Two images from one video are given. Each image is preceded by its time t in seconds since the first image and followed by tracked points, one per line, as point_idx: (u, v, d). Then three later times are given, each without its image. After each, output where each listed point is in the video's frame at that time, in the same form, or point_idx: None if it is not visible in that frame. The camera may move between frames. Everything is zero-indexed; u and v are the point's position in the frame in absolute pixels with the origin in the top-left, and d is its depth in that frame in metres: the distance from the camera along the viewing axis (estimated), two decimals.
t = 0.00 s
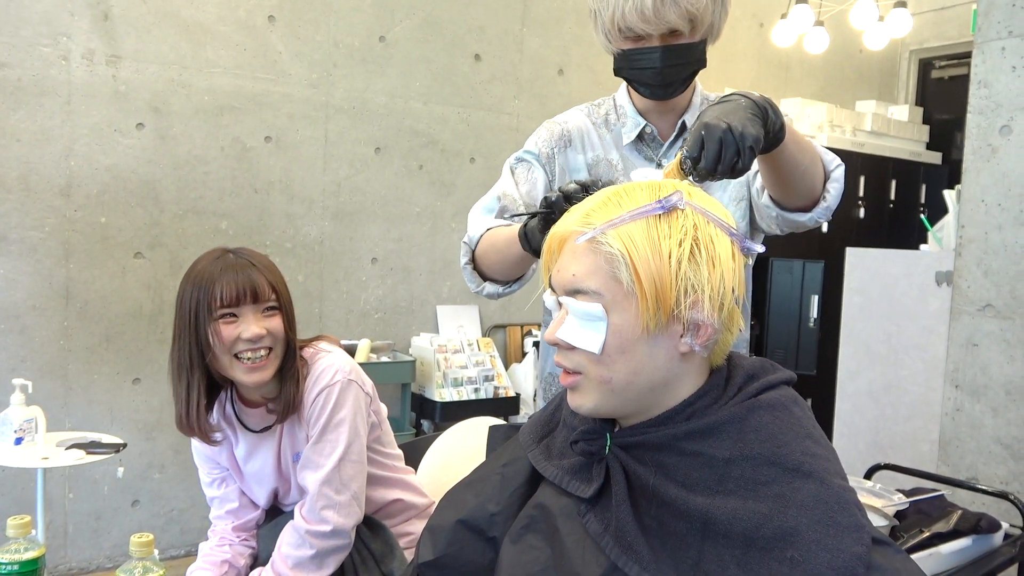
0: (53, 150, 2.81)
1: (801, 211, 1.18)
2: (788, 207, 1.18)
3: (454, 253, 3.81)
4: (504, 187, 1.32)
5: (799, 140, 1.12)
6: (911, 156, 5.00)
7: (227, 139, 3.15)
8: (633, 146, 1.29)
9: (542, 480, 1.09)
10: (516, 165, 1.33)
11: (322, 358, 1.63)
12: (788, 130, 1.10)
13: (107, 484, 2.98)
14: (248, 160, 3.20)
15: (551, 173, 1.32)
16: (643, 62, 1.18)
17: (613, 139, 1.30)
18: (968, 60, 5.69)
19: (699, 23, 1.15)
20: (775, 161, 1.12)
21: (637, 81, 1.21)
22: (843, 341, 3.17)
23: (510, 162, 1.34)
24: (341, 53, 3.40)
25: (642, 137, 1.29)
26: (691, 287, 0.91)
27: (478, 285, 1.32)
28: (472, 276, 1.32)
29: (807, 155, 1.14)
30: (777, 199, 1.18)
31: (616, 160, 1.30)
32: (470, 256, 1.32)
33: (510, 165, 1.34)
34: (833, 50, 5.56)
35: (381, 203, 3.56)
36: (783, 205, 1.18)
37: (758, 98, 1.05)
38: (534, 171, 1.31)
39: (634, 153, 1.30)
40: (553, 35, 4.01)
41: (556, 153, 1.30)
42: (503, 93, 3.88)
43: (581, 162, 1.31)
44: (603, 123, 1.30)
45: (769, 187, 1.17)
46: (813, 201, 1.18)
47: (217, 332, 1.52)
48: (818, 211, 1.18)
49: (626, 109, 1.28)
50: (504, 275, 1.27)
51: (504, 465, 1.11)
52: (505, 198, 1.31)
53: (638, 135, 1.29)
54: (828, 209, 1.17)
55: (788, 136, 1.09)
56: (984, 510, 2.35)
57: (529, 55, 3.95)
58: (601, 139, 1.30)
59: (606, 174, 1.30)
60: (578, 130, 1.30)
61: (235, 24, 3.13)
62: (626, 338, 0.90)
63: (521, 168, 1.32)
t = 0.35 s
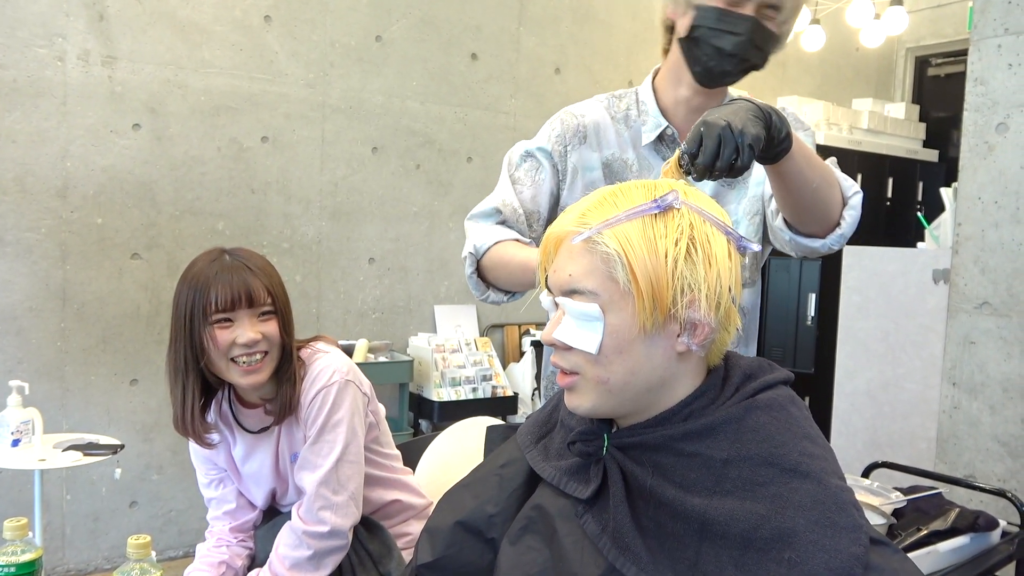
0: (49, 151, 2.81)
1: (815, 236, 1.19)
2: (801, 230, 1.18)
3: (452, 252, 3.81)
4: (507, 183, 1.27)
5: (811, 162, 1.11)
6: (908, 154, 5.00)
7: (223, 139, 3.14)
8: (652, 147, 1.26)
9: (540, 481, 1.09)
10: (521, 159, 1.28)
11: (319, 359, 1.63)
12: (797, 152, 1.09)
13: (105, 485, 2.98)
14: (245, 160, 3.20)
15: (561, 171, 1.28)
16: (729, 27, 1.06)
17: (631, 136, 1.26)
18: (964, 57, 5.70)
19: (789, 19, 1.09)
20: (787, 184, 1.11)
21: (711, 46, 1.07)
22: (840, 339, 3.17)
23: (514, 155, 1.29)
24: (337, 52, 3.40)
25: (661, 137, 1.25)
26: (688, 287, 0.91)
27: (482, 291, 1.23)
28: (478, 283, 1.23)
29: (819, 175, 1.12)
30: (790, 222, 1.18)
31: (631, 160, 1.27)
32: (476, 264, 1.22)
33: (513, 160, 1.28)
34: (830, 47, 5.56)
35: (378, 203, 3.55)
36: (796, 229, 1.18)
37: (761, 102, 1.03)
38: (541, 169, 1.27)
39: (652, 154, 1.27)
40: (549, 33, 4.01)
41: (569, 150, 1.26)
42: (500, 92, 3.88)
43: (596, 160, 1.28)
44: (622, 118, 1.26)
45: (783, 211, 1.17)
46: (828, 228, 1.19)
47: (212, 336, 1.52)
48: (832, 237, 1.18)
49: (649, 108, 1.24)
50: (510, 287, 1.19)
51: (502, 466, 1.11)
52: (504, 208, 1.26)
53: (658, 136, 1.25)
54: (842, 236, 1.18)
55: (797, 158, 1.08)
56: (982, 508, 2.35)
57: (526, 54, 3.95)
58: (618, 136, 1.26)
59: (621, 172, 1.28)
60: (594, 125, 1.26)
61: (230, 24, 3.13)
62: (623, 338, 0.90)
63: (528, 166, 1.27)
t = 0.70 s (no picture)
0: (46, 155, 2.81)
1: (832, 245, 1.20)
2: (817, 239, 1.20)
3: (450, 257, 3.82)
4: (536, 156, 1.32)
5: (825, 173, 1.12)
6: (905, 159, 5.02)
7: (221, 144, 3.14)
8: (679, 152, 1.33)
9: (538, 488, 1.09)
10: (551, 138, 1.33)
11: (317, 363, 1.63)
12: (812, 164, 1.10)
13: (101, 490, 2.97)
14: (243, 165, 3.20)
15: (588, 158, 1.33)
16: (768, 79, 1.17)
17: (660, 138, 1.33)
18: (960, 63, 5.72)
19: (824, 88, 1.22)
20: (803, 194, 1.12)
21: (742, 91, 1.20)
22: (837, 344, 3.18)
23: (547, 132, 1.33)
24: (336, 57, 3.40)
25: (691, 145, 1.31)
26: (684, 294, 0.91)
27: (496, 250, 1.29)
28: (492, 241, 1.30)
29: (834, 185, 1.14)
30: (807, 231, 1.19)
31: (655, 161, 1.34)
32: (492, 219, 1.29)
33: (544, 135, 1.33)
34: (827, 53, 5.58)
35: (376, 207, 3.56)
36: (812, 238, 1.19)
37: (769, 111, 1.02)
38: (571, 149, 1.31)
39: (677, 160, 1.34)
40: (547, 39, 4.02)
41: (599, 140, 1.32)
42: (498, 97, 3.89)
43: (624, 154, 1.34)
44: (654, 119, 1.33)
45: (800, 219, 1.17)
46: (844, 236, 1.21)
47: (211, 341, 1.53)
48: (849, 246, 1.20)
49: (683, 114, 1.31)
50: (527, 247, 1.26)
51: (499, 473, 1.11)
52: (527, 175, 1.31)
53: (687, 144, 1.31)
54: (859, 246, 1.20)
55: (810, 169, 1.09)
56: (978, 513, 2.36)
57: (524, 60, 3.95)
58: (648, 136, 1.34)
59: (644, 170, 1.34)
60: (626, 120, 1.33)
61: (229, 29, 3.13)
62: (620, 346, 0.90)
63: (558, 145, 1.31)
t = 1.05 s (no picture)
0: (46, 169, 2.82)
1: (829, 256, 1.19)
2: (814, 251, 1.19)
3: (448, 269, 3.82)
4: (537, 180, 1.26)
5: (820, 183, 1.11)
6: (901, 171, 5.04)
7: (220, 157, 3.16)
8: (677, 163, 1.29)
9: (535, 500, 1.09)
10: (551, 158, 1.29)
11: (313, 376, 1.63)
12: (805, 173, 1.09)
13: (99, 504, 2.96)
14: (242, 178, 3.21)
15: (587, 176, 1.28)
16: (746, 93, 1.12)
17: (657, 150, 1.29)
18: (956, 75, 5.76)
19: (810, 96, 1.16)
20: (796, 205, 1.11)
21: (726, 105, 1.16)
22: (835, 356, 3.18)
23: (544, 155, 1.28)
24: (334, 71, 3.42)
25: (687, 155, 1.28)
26: (680, 306, 0.91)
27: (505, 280, 1.20)
28: (502, 271, 1.20)
29: (829, 195, 1.13)
30: (803, 242, 1.18)
31: (654, 173, 1.30)
32: (501, 250, 1.19)
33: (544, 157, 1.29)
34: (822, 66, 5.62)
35: (374, 220, 3.57)
36: (808, 249, 1.18)
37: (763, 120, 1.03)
38: (570, 170, 1.27)
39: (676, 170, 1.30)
40: (545, 53, 4.05)
41: (597, 156, 1.27)
42: (496, 110, 3.91)
43: (623, 168, 1.28)
44: (649, 132, 1.29)
45: (795, 231, 1.17)
46: (842, 248, 1.19)
47: (208, 355, 1.53)
48: (846, 257, 1.19)
49: (677, 125, 1.28)
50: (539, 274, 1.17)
51: (497, 485, 1.11)
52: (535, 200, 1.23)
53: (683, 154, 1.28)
54: (856, 257, 1.19)
55: (803, 178, 1.09)
56: (978, 524, 2.35)
57: (521, 73, 3.98)
58: (644, 148, 1.29)
59: (644, 185, 1.30)
60: (623, 134, 1.28)
61: (228, 44, 3.16)
62: (617, 358, 0.91)
63: (557, 167, 1.26)
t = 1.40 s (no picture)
0: (45, 178, 2.82)
1: (827, 254, 1.18)
2: (814, 249, 1.18)
3: (448, 275, 3.82)
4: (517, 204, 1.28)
5: (816, 181, 1.11)
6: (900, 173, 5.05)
7: (219, 165, 3.16)
8: (661, 166, 1.26)
9: (537, 504, 1.09)
10: (533, 180, 1.29)
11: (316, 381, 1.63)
12: (802, 171, 1.10)
13: (99, 512, 2.95)
14: (241, 186, 3.21)
15: (568, 191, 1.28)
16: (710, 82, 1.12)
17: (640, 156, 1.27)
18: (953, 78, 5.78)
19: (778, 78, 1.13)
20: (793, 203, 1.11)
21: (694, 98, 1.15)
22: (835, 359, 3.18)
23: (526, 175, 1.30)
24: (333, 78, 3.43)
25: (671, 156, 1.25)
26: (681, 308, 0.91)
27: (497, 312, 1.25)
28: (491, 304, 1.25)
29: (826, 193, 1.13)
30: (801, 241, 1.18)
31: (639, 180, 1.27)
32: (489, 285, 1.25)
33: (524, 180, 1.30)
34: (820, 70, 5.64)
35: (374, 226, 3.57)
36: (808, 247, 1.18)
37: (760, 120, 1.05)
38: (549, 191, 1.27)
39: (661, 174, 1.26)
40: (543, 58, 4.06)
41: (575, 170, 1.26)
42: (495, 116, 3.92)
43: (604, 179, 1.27)
44: (631, 138, 1.27)
45: (794, 230, 1.16)
46: (841, 244, 1.18)
47: (213, 348, 1.55)
48: (845, 254, 1.18)
49: (658, 128, 1.25)
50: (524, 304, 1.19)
51: (499, 490, 1.11)
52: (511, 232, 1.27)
53: (667, 155, 1.24)
54: (855, 254, 1.17)
55: (800, 176, 1.09)
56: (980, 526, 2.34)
57: (520, 79, 3.99)
58: (626, 155, 1.27)
59: (628, 194, 1.28)
60: (602, 144, 1.26)
61: (227, 51, 3.16)
62: (618, 360, 0.91)
63: (536, 188, 1.28)
